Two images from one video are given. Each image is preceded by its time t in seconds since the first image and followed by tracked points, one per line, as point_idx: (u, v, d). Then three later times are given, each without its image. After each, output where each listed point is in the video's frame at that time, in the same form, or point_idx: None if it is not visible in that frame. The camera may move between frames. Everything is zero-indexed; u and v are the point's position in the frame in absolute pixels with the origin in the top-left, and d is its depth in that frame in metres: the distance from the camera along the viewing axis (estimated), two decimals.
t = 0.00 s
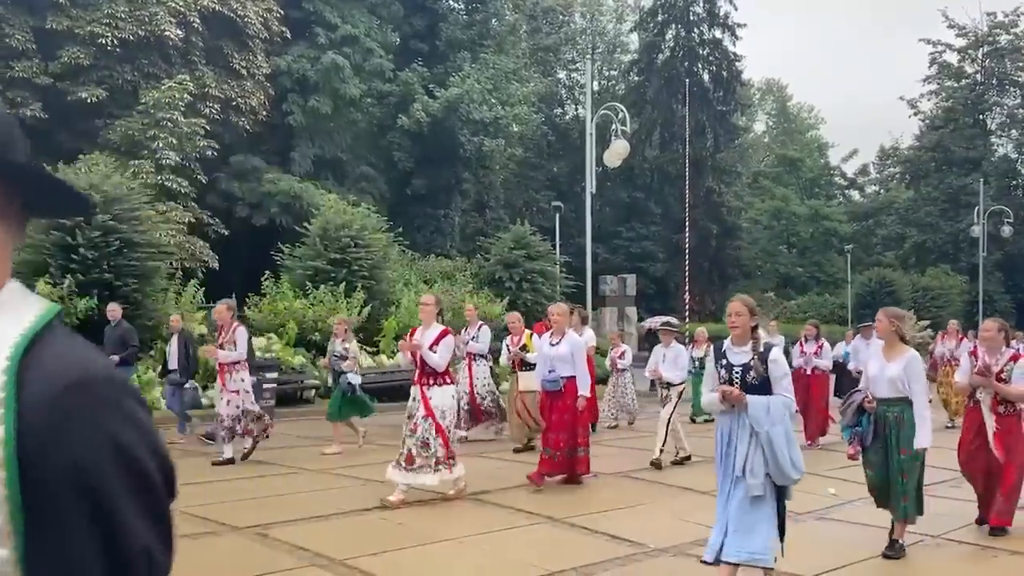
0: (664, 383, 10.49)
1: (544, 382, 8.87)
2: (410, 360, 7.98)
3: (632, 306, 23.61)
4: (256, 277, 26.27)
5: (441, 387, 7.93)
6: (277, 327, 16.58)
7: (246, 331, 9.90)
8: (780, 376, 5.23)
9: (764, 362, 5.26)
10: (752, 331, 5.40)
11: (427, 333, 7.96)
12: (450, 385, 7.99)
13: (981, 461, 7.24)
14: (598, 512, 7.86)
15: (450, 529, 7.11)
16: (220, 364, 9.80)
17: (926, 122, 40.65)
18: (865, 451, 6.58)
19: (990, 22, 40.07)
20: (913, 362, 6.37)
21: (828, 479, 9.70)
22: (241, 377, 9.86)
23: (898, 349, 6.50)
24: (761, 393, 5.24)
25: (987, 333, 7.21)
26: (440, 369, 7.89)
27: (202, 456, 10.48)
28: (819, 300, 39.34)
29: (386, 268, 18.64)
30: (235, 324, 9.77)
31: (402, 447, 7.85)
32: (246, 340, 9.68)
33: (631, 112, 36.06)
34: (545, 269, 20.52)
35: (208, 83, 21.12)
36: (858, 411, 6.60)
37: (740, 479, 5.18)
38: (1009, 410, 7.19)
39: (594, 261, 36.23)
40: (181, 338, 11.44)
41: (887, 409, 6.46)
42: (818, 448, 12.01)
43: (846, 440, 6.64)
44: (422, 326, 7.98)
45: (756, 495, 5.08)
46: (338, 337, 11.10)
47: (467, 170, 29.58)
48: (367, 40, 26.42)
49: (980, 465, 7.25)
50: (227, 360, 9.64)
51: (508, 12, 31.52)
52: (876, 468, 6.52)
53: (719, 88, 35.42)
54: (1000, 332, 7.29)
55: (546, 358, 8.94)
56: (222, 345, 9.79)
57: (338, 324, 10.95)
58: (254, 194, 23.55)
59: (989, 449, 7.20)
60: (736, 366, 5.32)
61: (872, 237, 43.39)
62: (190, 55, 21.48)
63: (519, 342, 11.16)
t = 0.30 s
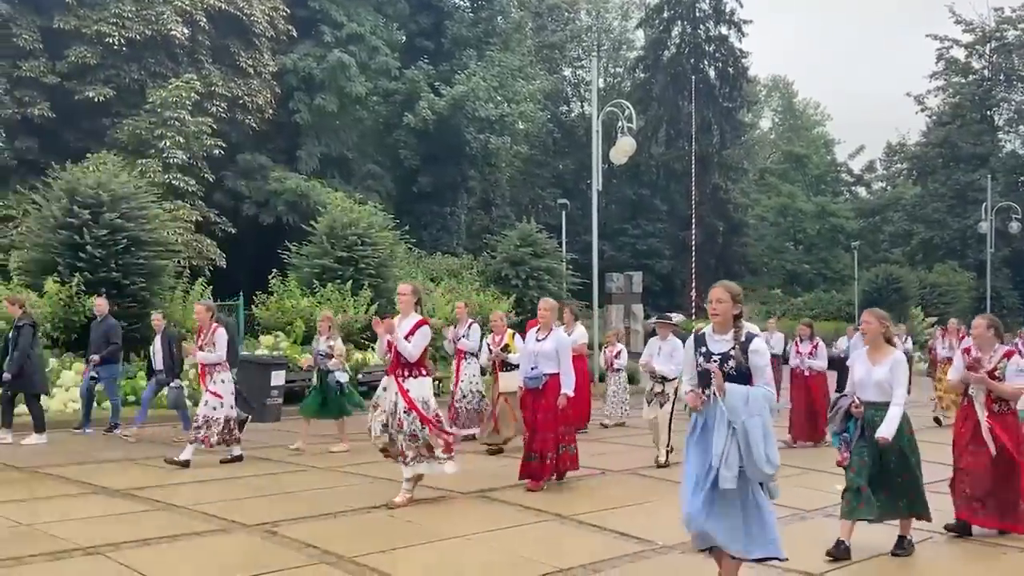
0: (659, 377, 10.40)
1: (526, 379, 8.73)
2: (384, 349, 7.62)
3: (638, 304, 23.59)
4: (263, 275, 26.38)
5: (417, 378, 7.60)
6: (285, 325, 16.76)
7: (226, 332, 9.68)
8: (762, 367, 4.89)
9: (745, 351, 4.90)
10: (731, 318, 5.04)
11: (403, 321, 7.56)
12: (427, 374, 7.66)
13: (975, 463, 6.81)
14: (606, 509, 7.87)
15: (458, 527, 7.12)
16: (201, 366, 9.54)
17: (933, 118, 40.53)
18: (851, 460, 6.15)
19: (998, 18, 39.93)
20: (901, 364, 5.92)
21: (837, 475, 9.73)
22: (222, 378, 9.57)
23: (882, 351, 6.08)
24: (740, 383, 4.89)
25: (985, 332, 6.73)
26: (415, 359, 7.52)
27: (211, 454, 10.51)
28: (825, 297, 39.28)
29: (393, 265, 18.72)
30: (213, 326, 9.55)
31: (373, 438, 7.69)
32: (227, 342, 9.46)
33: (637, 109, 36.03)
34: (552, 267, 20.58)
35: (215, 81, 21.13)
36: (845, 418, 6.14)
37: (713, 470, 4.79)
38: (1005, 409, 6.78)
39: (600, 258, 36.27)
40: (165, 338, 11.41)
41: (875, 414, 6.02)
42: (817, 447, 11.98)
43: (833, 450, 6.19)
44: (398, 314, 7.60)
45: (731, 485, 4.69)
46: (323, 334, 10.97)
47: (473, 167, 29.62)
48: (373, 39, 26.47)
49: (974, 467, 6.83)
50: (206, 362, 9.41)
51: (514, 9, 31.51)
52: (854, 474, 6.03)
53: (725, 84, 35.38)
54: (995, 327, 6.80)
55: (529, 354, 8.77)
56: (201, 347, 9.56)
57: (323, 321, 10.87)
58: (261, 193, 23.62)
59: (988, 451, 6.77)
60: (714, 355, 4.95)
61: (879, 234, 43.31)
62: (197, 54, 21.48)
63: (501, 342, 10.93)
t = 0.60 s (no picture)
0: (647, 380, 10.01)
1: (512, 378, 8.56)
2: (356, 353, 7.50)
3: (644, 302, 23.57)
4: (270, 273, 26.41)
5: (391, 383, 7.51)
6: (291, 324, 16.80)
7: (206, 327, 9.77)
8: (736, 374, 4.95)
9: (720, 359, 4.96)
10: (708, 323, 5.08)
11: (374, 325, 7.47)
12: (402, 378, 7.58)
13: (971, 460, 6.71)
14: (611, 507, 7.86)
15: (464, 525, 7.11)
16: (178, 361, 9.63)
17: (940, 115, 40.40)
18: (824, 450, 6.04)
19: (1005, 13, 39.82)
20: (880, 353, 5.87)
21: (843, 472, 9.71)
22: (199, 373, 9.67)
23: (860, 339, 5.98)
24: (714, 393, 4.95)
25: (973, 322, 6.78)
26: (389, 364, 7.46)
27: (219, 453, 10.52)
28: (832, 295, 39.18)
29: (399, 263, 18.73)
30: (193, 320, 9.63)
31: (338, 449, 7.34)
32: (205, 336, 9.53)
33: (643, 106, 35.97)
34: (558, 264, 20.55)
35: (221, 79, 21.15)
36: (822, 409, 6.02)
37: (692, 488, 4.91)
38: (995, 405, 6.80)
39: (607, 256, 36.25)
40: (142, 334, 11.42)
41: (855, 406, 5.95)
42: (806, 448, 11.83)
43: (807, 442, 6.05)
44: (369, 318, 7.50)
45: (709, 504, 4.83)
46: (300, 331, 11.08)
47: (479, 165, 29.63)
48: (378, 36, 26.48)
49: (971, 465, 6.73)
50: (184, 356, 9.49)
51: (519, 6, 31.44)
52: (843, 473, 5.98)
53: (731, 81, 35.32)
54: (980, 323, 6.88)
55: (516, 354, 8.65)
56: (179, 341, 9.67)
57: (300, 318, 10.94)
58: (267, 191, 23.66)
59: (984, 448, 6.69)
60: (691, 363, 5.02)
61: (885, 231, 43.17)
62: (203, 53, 21.52)
63: (481, 338, 11.07)
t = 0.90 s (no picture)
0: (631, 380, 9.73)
1: (485, 377, 8.44)
2: (318, 345, 7.31)
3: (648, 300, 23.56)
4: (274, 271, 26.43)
5: (351, 377, 7.33)
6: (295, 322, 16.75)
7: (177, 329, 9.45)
8: (695, 366, 4.99)
9: (678, 350, 5.02)
10: (668, 315, 5.14)
11: (336, 316, 7.27)
12: (362, 373, 7.38)
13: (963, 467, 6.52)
14: (617, 505, 7.86)
15: (470, 523, 7.12)
16: (149, 363, 9.30)
17: (945, 112, 40.31)
18: (819, 463, 5.97)
19: (1009, 10, 39.73)
20: (868, 358, 5.83)
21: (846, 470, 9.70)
22: (173, 376, 9.36)
23: (846, 344, 5.93)
24: (674, 385, 4.99)
25: (960, 325, 6.50)
26: (350, 356, 7.25)
27: (225, 451, 10.57)
28: (836, 293, 39.10)
29: (403, 262, 18.72)
30: (165, 322, 9.29)
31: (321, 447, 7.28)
32: (175, 339, 9.18)
33: (647, 104, 35.92)
34: (562, 262, 20.54)
35: (225, 78, 21.15)
36: (807, 416, 5.92)
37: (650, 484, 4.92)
38: (988, 407, 6.51)
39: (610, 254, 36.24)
40: (120, 331, 11.15)
41: (840, 411, 5.89)
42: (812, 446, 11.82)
43: (798, 453, 5.95)
44: (332, 309, 7.30)
45: (667, 500, 4.85)
46: (277, 331, 10.91)
47: (482, 163, 29.66)
48: (382, 35, 26.47)
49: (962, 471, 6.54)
50: (152, 359, 9.15)
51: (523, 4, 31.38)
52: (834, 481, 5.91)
53: (735, 78, 35.26)
54: (971, 322, 6.56)
55: (491, 351, 8.52)
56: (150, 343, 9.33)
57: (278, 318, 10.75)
58: (271, 189, 23.70)
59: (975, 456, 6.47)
60: (648, 355, 5.08)
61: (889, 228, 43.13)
62: (207, 51, 21.54)
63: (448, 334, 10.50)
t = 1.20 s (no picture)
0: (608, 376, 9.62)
1: (456, 376, 8.34)
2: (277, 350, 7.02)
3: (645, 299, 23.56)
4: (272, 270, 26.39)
5: (312, 383, 7.03)
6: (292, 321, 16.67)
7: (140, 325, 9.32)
8: (647, 372, 4.57)
9: (627, 357, 4.62)
10: (616, 321, 4.75)
11: (296, 321, 7.00)
12: (323, 379, 7.09)
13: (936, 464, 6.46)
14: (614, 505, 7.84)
15: (465, 522, 7.10)
16: (109, 360, 9.14)
17: (942, 111, 40.38)
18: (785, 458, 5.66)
19: (1007, 10, 39.75)
20: (842, 353, 5.54)
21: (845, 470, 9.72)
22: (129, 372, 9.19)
23: (823, 338, 5.65)
24: (623, 393, 4.58)
25: (953, 321, 6.50)
26: (312, 363, 6.98)
27: (222, 450, 10.55)
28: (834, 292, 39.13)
29: (400, 261, 18.71)
30: (125, 317, 9.16)
31: (289, 453, 6.95)
32: (136, 334, 9.06)
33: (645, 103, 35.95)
34: (560, 261, 20.53)
35: (222, 77, 21.12)
36: (777, 411, 5.68)
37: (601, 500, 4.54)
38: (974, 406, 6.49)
39: (608, 253, 36.25)
40: (85, 331, 11.02)
41: (812, 408, 5.59)
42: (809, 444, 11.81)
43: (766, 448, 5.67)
44: (291, 313, 7.02)
45: (616, 515, 4.45)
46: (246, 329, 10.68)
47: (480, 162, 29.66)
48: (380, 34, 26.46)
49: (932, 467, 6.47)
50: (113, 356, 8.99)
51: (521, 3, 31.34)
52: (792, 476, 5.67)
53: (733, 78, 35.27)
54: (962, 320, 6.58)
55: (462, 350, 8.36)
56: (111, 340, 9.17)
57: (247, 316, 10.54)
58: (268, 188, 23.69)
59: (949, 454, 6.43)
60: (597, 364, 4.69)
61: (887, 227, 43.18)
62: (204, 50, 21.52)
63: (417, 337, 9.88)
